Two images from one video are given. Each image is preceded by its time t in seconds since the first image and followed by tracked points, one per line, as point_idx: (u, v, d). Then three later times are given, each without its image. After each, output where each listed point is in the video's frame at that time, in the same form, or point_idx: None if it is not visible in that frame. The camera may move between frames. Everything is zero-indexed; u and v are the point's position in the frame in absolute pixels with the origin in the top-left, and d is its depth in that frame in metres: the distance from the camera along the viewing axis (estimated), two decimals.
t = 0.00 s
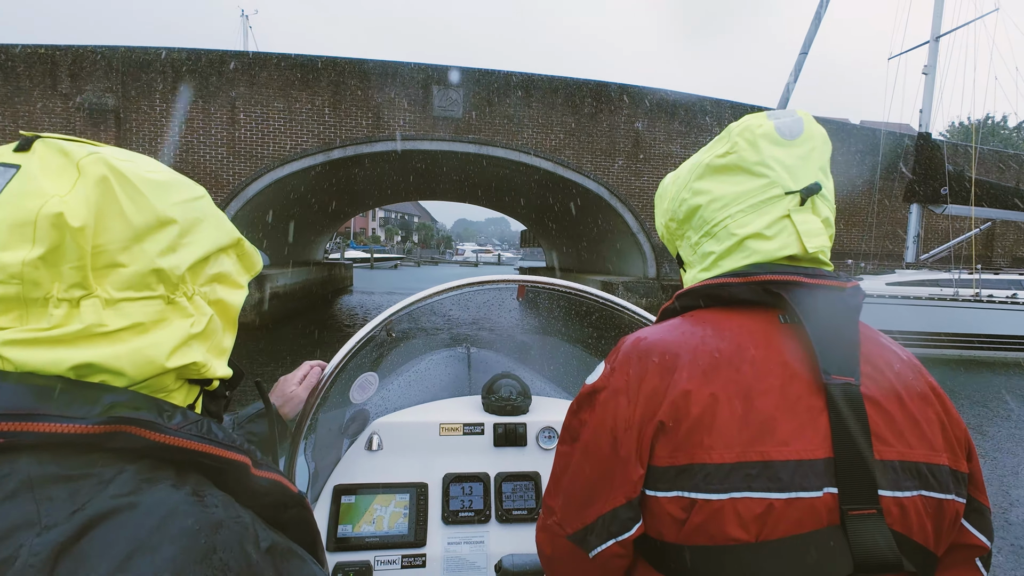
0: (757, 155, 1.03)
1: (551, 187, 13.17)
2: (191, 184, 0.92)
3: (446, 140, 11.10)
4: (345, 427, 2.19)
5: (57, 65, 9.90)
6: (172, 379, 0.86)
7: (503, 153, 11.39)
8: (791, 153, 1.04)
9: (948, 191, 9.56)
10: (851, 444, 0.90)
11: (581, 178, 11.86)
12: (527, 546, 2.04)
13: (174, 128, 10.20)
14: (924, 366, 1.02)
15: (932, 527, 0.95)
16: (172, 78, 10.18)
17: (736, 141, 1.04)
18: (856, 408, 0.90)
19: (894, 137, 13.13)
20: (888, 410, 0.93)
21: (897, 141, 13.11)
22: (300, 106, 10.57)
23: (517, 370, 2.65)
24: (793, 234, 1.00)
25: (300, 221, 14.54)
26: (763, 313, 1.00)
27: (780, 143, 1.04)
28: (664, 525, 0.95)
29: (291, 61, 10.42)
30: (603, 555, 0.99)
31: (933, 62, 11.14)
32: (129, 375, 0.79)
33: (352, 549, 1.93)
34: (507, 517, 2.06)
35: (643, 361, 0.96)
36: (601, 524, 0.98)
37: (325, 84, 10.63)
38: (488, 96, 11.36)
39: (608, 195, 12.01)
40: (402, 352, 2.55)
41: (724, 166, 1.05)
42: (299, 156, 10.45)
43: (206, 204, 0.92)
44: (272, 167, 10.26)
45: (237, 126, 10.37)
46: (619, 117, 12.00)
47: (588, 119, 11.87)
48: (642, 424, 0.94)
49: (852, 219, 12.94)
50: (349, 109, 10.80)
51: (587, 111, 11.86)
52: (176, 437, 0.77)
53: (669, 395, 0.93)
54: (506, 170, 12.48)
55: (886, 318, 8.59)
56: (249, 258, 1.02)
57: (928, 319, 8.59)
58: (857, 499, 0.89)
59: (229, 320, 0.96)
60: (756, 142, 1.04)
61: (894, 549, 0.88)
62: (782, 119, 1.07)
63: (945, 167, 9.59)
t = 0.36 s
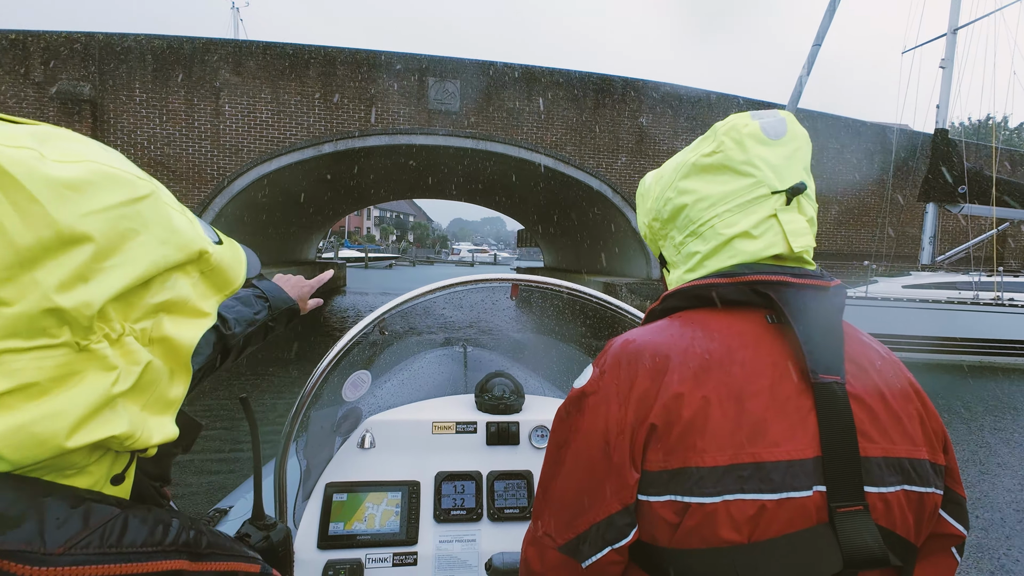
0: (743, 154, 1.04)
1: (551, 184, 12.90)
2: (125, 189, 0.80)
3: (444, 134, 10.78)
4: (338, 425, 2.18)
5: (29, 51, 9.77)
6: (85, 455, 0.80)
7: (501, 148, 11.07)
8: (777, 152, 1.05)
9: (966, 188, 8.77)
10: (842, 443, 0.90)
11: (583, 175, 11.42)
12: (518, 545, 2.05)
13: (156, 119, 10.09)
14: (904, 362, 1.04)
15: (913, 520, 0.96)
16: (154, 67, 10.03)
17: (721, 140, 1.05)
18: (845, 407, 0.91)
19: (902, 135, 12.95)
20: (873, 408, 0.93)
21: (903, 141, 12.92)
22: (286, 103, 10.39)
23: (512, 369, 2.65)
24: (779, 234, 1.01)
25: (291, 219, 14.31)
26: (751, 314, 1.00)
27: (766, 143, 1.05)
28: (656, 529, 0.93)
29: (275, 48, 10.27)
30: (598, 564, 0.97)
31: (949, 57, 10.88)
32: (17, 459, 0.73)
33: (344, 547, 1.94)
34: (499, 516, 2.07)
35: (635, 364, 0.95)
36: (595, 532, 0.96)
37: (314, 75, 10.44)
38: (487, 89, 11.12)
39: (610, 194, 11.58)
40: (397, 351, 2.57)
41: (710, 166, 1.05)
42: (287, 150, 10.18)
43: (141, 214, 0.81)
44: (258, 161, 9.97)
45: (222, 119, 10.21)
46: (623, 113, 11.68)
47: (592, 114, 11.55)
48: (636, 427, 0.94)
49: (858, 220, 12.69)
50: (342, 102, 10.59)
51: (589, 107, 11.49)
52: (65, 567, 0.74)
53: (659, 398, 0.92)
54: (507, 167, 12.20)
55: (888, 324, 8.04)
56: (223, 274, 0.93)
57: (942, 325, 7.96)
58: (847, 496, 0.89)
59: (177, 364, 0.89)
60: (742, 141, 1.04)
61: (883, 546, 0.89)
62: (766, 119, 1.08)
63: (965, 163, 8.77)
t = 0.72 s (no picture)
0: (736, 152, 1.03)
1: (550, 181, 12.67)
2: (78, 179, 0.72)
3: (439, 128, 10.52)
4: (331, 424, 2.17)
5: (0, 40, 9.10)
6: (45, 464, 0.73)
7: (499, 143, 10.83)
8: (770, 150, 1.05)
9: (985, 187, 8.76)
10: (830, 442, 0.90)
11: (584, 171, 11.27)
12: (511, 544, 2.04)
13: (133, 112, 9.49)
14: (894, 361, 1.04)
15: (900, 518, 0.96)
16: (130, 54, 9.47)
17: (714, 138, 1.05)
18: (833, 407, 0.91)
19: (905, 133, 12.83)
20: (861, 407, 0.93)
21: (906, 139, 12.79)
22: (273, 96, 9.92)
23: (506, 368, 2.64)
24: (770, 234, 1.01)
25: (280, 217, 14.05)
26: (741, 312, 1.00)
27: (759, 141, 1.04)
28: (644, 529, 0.93)
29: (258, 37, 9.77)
30: (586, 564, 0.97)
31: (964, 51, 10.68)
32: None
33: (337, 546, 1.92)
34: (492, 514, 2.06)
35: (624, 364, 0.94)
36: (583, 532, 0.96)
37: (303, 66, 10.00)
38: (484, 82, 10.74)
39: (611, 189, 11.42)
40: (390, 350, 2.55)
41: (702, 163, 1.05)
42: (275, 144, 9.80)
43: (91, 208, 0.72)
44: (244, 155, 9.63)
45: (204, 111, 9.67)
46: (626, 108, 11.40)
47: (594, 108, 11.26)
48: (624, 428, 0.93)
49: (859, 218, 12.55)
50: (334, 92, 10.17)
51: (591, 99, 11.20)
52: None
53: (648, 398, 0.92)
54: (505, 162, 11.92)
55: (883, 326, 8.05)
56: (195, 274, 0.85)
57: (937, 326, 8.01)
58: (834, 496, 0.89)
59: (144, 366, 0.80)
60: (735, 138, 1.04)
61: (870, 546, 0.89)
62: (760, 116, 1.07)
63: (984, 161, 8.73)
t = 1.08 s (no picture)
0: (741, 150, 1.02)
1: (551, 179, 12.34)
2: (94, 187, 0.85)
3: (435, 122, 10.11)
4: (332, 426, 2.15)
5: None
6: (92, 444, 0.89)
7: (499, 139, 10.40)
8: (775, 147, 1.03)
9: (1007, 183, 8.67)
10: (838, 447, 0.88)
11: (587, 168, 10.78)
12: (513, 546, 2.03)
13: (111, 104, 9.14)
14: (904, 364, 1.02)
15: (909, 523, 0.95)
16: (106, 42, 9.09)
17: (718, 136, 1.03)
18: (841, 412, 0.89)
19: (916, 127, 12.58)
20: (869, 412, 0.92)
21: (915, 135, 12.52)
22: (258, 89, 9.54)
23: (507, 370, 2.62)
24: (777, 233, 1.00)
25: (270, 215, 13.75)
26: (746, 314, 0.99)
27: (764, 138, 1.03)
28: (648, 533, 0.92)
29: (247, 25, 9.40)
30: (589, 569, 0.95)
31: (987, 40, 10.39)
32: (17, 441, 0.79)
33: (339, 548, 1.91)
34: (494, 515, 2.05)
35: (626, 365, 0.93)
36: (584, 536, 0.95)
37: (291, 56, 9.62)
38: (482, 73, 10.35)
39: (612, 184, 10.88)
40: (392, 351, 2.53)
41: (707, 161, 1.04)
42: (261, 138, 9.34)
43: (103, 216, 0.85)
44: (228, 149, 9.17)
45: (185, 104, 9.30)
46: (631, 102, 11.00)
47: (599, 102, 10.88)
48: (624, 432, 0.92)
49: (868, 217, 12.24)
50: (324, 82, 9.75)
51: (595, 92, 10.83)
52: (93, 525, 0.82)
53: (649, 401, 0.91)
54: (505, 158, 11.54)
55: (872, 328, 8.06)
56: (197, 275, 0.97)
57: (925, 326, 8.01)
58: (842, 502, 0.87)
59: (161, 359, 0.95)
60: (739, 136, 1.03)
61: (878, 552, 0.87)
62: (765, 113, 1.06)
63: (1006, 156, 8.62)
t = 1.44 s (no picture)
0: (734, 146, 1.01)
1: (553, 174, 12.08)
2: (86, 192, 0.86)
3: (431, 115, 9.81)
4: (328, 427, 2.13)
5: None
6: (100, 415, 0.88)
7: (499, 132, 10.13)
8: (768, 143, 1.02)
9: None
10: (835, 446, 0.87)
11: (591, 163, 10.53)
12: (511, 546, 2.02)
13: (84, 95, 8.85)
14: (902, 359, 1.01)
15: (908, 521, 0.94)
16: (79, 29, 8.83)
17: (711, 132, 1.02)
18: (839, 412, 0.88)
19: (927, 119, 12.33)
20: (866, 410, 0.91)
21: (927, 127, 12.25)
22: (244, 80, 9.24)
23: (504, 369, 2.61)
24: (771, 230, 0.99)
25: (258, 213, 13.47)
26: (741, 311, 0.98)
27: (757, 134, 1.02)
28: (643, 534, 0.91)
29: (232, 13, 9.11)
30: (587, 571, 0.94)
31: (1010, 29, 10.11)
32: (41, 413, 0.80)
33: (336, 548, 1.90)
34: (491, 515, 2.04)
35: (620, 363, 0.92)
36: (581, 536, 0.94)
37: (277, 43, 9.31)
38: (481, 64, 10.06)
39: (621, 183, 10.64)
40: (390, 351, 2.52)
41: (700, 158, 1.02)
42: (246, 132, 9.13)
43: (109, 215, 0.87)
44: (211, 144, 8.98)
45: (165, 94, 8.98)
46: (635, 94, 10.73)
47: (602, 95, 10.59)
48: (620, 431, 0.91)
49: (876, 213, 11.99)
50: (313, 71, 9.46)
51: (598, 83, 10.54)
52: (118, 476, 0.82)
53: (643, 400, 0.90)
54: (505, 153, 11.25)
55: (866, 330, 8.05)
56: (173, 270, 1.00)
57: (924, 327, 8.00)
58: (839, 501, 0.86)
59: (151, 342, 0.96)
60: (732, 132, 1.01)
61: (876, 550, 0.87)
62: (759, 108, 1.04)
63: None
